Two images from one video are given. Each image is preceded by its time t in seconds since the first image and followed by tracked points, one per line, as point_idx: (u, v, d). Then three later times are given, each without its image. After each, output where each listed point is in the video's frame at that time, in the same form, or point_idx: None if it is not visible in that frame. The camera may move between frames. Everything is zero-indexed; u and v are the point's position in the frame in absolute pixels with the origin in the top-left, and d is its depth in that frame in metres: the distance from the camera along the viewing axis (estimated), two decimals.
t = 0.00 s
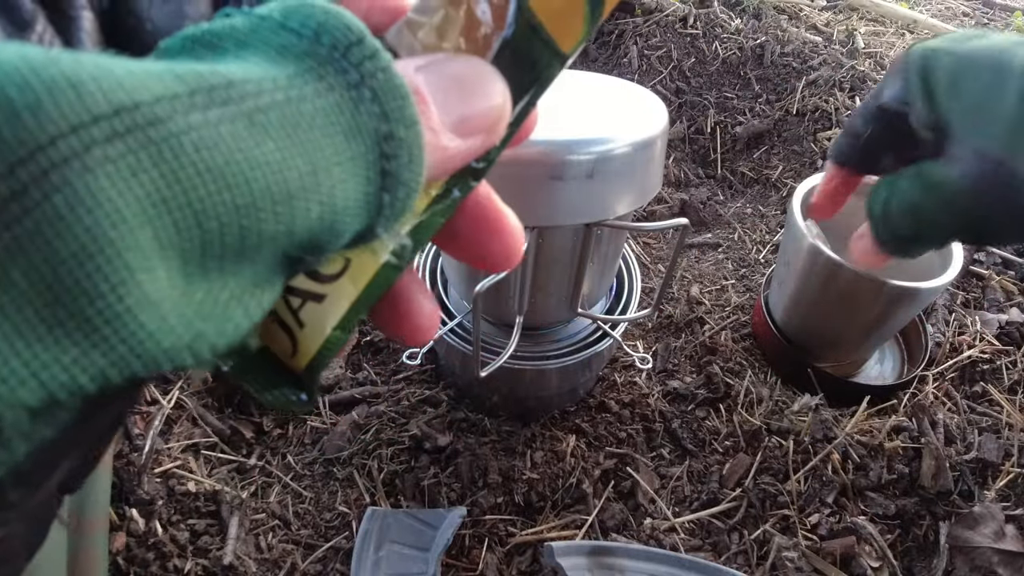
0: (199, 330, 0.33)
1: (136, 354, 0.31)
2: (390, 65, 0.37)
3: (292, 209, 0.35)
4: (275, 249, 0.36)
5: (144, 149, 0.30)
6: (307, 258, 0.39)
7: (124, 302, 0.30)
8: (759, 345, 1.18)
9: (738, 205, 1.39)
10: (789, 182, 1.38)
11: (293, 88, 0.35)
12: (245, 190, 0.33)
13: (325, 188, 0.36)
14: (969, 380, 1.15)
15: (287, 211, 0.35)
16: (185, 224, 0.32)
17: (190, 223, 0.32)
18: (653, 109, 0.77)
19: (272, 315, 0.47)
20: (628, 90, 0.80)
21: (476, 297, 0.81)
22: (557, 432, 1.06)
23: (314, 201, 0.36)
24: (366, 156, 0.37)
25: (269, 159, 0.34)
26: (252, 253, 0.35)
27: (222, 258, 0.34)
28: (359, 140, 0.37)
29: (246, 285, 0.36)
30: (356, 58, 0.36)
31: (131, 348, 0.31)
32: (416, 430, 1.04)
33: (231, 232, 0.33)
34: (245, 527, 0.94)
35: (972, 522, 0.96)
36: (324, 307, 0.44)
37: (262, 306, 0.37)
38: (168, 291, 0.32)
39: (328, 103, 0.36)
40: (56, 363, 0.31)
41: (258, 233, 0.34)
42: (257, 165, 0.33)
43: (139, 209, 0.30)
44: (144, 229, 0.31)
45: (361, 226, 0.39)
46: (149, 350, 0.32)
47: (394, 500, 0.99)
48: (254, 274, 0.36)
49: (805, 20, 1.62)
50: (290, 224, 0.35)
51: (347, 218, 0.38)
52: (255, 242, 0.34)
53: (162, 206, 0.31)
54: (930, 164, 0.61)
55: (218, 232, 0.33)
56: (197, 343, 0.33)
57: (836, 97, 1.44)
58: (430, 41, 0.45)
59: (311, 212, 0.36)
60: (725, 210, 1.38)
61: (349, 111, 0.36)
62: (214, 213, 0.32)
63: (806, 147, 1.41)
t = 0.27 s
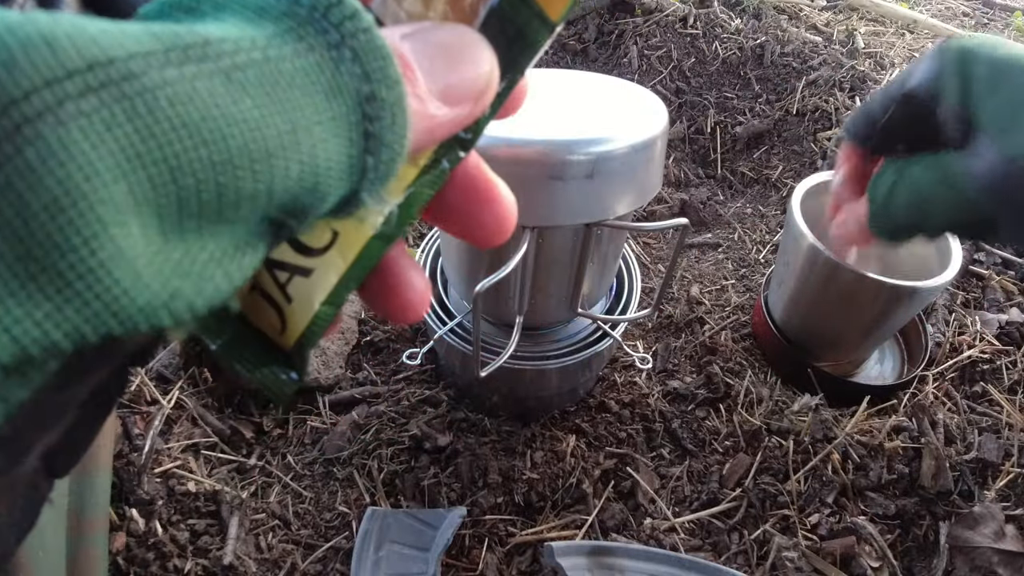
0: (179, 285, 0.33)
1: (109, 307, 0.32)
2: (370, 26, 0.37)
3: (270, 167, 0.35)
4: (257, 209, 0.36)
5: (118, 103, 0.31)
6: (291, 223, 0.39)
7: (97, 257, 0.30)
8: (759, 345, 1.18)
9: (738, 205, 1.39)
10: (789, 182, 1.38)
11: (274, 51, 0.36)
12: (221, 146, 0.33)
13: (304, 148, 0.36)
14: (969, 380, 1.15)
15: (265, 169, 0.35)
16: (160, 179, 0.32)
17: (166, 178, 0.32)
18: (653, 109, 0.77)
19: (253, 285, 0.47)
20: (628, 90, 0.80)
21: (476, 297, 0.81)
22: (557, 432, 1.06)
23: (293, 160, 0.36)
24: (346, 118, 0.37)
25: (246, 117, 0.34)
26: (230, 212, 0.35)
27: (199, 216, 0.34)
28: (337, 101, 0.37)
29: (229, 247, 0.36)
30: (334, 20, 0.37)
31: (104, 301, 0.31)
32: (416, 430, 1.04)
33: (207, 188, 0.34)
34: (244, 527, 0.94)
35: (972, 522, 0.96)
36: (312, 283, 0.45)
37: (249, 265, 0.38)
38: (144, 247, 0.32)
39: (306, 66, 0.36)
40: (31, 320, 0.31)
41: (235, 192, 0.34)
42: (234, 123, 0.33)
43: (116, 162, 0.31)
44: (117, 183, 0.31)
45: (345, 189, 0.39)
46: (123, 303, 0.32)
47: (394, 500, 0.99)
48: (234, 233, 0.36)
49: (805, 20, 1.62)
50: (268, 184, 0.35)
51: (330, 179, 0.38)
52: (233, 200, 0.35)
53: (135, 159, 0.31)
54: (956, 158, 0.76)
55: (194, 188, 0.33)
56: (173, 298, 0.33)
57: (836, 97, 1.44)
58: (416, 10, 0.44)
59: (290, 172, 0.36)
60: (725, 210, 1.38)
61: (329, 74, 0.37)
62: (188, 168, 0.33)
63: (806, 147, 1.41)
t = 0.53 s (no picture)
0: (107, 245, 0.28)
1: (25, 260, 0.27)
2: None
3: (214, 118, 0.31)
4: (207, 170, 0.32)
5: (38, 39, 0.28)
6: (252, 195, 0.34)
7: (9, 201, 0.27)
8: (759, 345, 1.18)
9: (738, 205, 1.39)
10: (789, 182, 1.38)
11: None
12: (156, 90, 0.29)
13: (253, 100, 0.32)
14: (969, 380, 1.15)
15: (210, 122, 0.31)
16: (89, 128, 0.28)
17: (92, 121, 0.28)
18: (653, 109, 0.77)
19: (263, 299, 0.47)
20: (628, 89, 0.80)
21: (476, 297, 0.81)
22: (557, 432, 1.06)
23: (242, 112, 0.31)
24: (306, 73, 0.33)
25: (187, 61, 0.30)
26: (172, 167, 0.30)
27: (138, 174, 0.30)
28: (293, 55, 0.33)
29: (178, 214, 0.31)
30: None
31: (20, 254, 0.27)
32: (416, 430, 1.04)
33: (141, 137, 0.29)
34: (244, 527, 0.94)
35: (972, 523, 0.96)
36: (319, 286, 0.42)
37: (206, 236, 0.32)
38: (64, 194, 0.28)
39: (258, 13, 0.32)
40: None
41: (175, 145, 0.30)
42: (169, 65, 0.30)
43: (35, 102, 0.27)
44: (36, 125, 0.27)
45: (310, 152, 0.34)
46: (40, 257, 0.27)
47: (394, 500, 0.99)
48: (184, 202, 0.31)
49: (805, 20, 1.62)
50: (215, 140, 0.31)
51: (285, 137, 0.33)
52: (172, 152, 0.30)
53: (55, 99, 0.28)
54: None
55: (128, 139, 0.29)
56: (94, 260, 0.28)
57: (836, 97, 1.44)
58: None
59: (240, 128, 0.31)
60: (725, 210, 1.38)
61: (283, 23, 0.33)
62: (116, 114, 0.29)
63: (806, 147, 1.41)
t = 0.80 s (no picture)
0: None
1: None
2: None
3: (90, 28, 0.27)
4: (83, 93, 0.28)
5: None
6: (168, 140, 0.31)
7: None
8: (759, 345, 1.18)
9: (739, 205, 1.39)
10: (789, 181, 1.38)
11: None
12: None
13: (137, 15, 0.28)
14: (969, 380, 1.15)
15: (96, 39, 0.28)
16: None
17: None
18: (654, 109, 0.77)
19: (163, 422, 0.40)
20: (627, 89, 0.80)
21: (476, 297, 0.81)
22: (557, 432, 1.06)
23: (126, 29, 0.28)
24: None
25: None
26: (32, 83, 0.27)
27: None
28: None
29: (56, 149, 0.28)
30: None
31: None
32: (416, 430, 1.04)
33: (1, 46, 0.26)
34: (244, 527, 0.94)
35: (972, 523, 0.96)
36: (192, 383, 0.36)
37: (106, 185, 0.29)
38: None
39: None
40: None
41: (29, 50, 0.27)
42: None
43: None
44: None
45: (220, 81, 0.31)
46: None
47: (394, 500, 0.99)
48: (61, 134, 0.28)
49: (805, 20, 1.62)
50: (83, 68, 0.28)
51: (178, 58, 0.29)
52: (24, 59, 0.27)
53: None
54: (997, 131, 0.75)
55: None
56: None
57: (836, 97, 1.44)
58: None
59: (124, 49, 0.28)
60: (725, 210, 1.38)
61: None
62: None
63: (806, 147, 1.41)
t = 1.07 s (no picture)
0: (121, 296, 0.30)
1: (38, 296, 0.29)
2: (353, 93, 0.38)
3: (235, 199, 0.33)
4: (225, 255, 0.34)
5: (80, 110, 0.31)
6: (275, 285, 0.37)
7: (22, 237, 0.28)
8: (759, 345, 1.18)
9: (738, 205, 1.39)
10: (789, 181, 1.39)
11: (258, 112, 0.36)
12: (187, 163, 0.32)
13: (277, 190, 0.34)
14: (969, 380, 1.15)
15: (232, 201, 0.33)
16: (116, 189, 0.31)
17: (122, 182, 0.31)
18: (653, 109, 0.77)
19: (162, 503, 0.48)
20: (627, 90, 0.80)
21: (476, 297, 0.81)
22: (557, 433, 1.06)
23: (266, 202, 0.34)
24: (330, 174, 0.36)
25: (220, 153, 0.33)
26: (185, 240, 0.33)
27: (154, 240, 0.32)
28: (321, 157, 0.36)
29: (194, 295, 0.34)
30: (321, 90, 0.37)
31: (31, 281, 0.28)
32: (416, 430, 1.04)
33: (160, 205, 0.32)
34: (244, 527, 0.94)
35: (972, 522, 0.95)
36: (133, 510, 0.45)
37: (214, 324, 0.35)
38: (79, 239, 0.30)
39: (292, 124, 0.37)
40: None
41: (192, 218, 0.33)
42: (199, 149, 0.33)
43: (68, 158, 0.30)
44: (69, 186, 0.30)
45: (333, 257, 0.37)
46: (56, 295, 0.29)
47: (394, 500, 0.99)
48: (202, 286, 0.34)
49: (805, 19, 1.62)
50: (232, 218, 0.34)
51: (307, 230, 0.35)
52: (186, 225, 0.33)
53: (91, 162, 0.31)
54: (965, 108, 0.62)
55: (142, 209, 0.32)
56: (111, 302, 0.30)
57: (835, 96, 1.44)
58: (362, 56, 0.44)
59: (265, 212, 0.34)
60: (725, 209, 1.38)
61: (311, 127, 0.37)
62: (135, 184, 0.32)
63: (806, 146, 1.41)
